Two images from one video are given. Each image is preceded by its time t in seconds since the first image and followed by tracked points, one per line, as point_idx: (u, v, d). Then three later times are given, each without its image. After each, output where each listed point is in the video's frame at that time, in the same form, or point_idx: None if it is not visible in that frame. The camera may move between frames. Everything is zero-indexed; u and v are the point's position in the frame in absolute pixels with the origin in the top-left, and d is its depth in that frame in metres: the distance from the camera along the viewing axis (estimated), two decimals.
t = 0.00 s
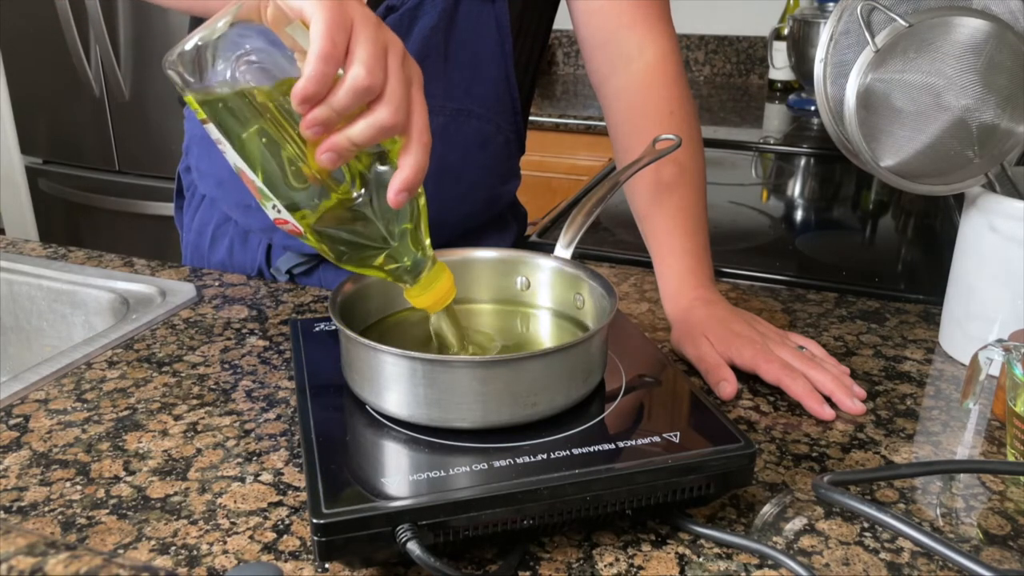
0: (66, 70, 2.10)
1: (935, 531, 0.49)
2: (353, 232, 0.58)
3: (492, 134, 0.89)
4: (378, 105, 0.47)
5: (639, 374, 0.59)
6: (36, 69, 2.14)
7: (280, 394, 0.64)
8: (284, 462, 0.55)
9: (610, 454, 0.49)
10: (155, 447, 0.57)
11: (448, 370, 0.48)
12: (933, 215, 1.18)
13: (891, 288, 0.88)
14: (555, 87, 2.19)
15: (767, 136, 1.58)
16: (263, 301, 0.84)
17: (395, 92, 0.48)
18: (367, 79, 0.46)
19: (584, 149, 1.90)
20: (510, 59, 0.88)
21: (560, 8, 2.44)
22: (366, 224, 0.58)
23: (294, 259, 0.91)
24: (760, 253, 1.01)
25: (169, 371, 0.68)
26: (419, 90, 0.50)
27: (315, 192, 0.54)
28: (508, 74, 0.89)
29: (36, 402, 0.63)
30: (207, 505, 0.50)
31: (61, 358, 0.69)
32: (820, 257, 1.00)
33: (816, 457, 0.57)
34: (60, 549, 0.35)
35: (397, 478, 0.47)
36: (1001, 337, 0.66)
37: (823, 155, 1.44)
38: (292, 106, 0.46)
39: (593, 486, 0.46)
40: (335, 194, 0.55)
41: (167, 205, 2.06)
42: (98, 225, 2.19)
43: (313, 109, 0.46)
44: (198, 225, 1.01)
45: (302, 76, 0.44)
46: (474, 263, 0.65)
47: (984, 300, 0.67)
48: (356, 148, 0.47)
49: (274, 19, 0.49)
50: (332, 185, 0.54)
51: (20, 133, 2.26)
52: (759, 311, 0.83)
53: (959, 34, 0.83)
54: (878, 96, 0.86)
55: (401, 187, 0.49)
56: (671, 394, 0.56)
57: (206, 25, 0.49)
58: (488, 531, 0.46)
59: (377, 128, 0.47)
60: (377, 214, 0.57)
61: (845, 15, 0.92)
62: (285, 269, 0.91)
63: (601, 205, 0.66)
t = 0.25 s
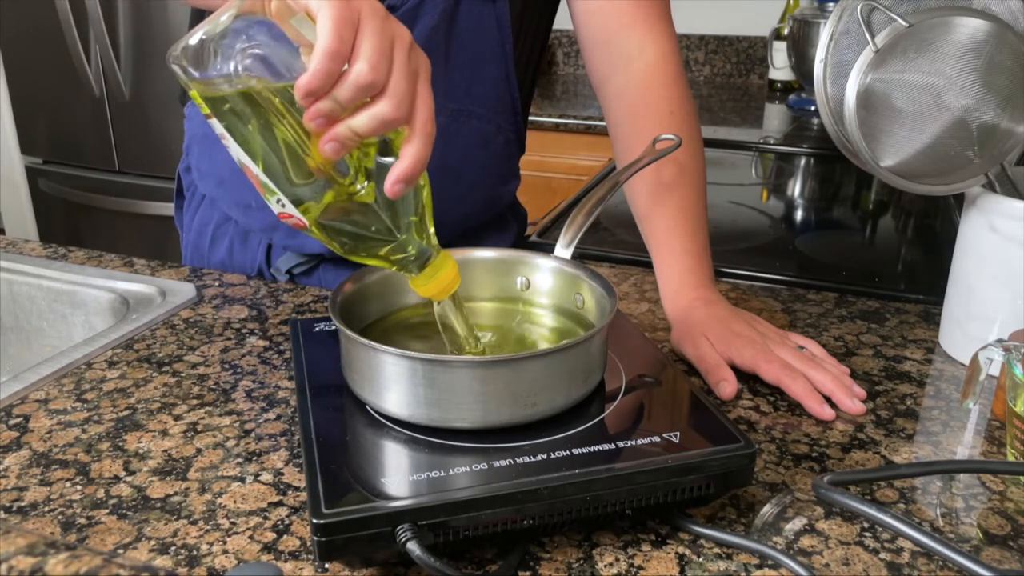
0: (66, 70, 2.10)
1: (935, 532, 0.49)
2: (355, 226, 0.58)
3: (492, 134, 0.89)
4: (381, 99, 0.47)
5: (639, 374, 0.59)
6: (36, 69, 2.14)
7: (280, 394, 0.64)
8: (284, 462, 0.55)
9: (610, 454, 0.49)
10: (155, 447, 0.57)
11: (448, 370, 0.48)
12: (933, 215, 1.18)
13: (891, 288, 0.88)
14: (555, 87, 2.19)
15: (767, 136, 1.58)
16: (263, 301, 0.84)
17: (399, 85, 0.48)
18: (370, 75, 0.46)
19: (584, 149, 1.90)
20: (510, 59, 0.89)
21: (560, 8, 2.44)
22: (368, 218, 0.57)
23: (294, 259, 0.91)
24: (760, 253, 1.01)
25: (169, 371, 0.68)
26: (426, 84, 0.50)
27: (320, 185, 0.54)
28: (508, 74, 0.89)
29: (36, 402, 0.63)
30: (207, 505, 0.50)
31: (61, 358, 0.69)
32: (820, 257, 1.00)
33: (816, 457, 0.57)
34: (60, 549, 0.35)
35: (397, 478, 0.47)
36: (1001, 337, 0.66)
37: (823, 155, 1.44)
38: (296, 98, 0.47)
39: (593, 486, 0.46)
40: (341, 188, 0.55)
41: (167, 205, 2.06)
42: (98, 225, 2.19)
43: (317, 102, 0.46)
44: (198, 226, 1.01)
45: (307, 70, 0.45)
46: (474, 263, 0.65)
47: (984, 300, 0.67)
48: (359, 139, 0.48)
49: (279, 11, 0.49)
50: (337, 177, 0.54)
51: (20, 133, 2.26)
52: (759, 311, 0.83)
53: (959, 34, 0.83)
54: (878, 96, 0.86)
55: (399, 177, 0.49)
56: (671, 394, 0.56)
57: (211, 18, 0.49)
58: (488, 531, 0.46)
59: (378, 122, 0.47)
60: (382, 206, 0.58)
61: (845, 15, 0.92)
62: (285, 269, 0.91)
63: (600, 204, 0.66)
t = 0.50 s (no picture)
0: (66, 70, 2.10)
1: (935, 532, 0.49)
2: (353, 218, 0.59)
3: (492, 134, 0.89)
4: (386, 91, 0.47)
5: (639, 374, 0.59)
6: (36, 69, 2.14)
7: (280, 394, 0.64)
8: (285, 462, 0.55)
9: (610, 454, 0.49)
10: (155, 447, 0.57)
11: (448, 370, 0.48)
12: (933, 215, 1.18)
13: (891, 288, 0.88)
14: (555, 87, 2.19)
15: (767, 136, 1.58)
16: (263, 301, 0.84)
17: (404, 77, 0.48)
18: (377, 61, 0.46)
19: (584, 149, 1.90)
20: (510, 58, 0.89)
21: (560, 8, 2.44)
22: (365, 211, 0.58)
23: (294, 259, 0.91)
24: (760, 253, 1.01)
25: (169, 371, 0.68)
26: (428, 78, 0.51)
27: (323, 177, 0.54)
28: (508, 74, 0.89)
29: (36, 402, 0.63)
30: (207, 505, 0.50)
31: (61, 358, 0.69)
32: (820, 257, 1.00)
33: (816, 457, 0.57)
34: (60, 549, 0.35)
35: (397, 478, 0.47)
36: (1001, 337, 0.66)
37: (823, 155, 1.44)
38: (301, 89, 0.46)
39: (593, 487, 0.46)
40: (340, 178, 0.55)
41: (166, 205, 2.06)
42: (97, 224, 2.19)
43: (323, 92, 0.46)
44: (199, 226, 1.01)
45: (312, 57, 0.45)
46: (474, 263, 0.65)
47: (984, 300, 0.67)
48: (364, 136, 0.47)
49: (285, 2, 0.51)
50: (337, 169, 0.55)
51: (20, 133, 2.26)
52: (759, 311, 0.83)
53: (959, 34, 0.83)
54: (878, 96, 0.86)
55: (404, 177, 0.49)
56: (671, 394, 0.56)
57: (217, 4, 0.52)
58: (488, 531, 0.46)
59: (383, 114, 0.47)
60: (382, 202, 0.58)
61: (845, 16, 0.92)
62: (285, 269, 0.91)
63: (601, 204, 0.66)
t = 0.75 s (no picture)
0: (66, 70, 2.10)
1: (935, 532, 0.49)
2: (352, 216, 0.59)
3: (492, 134, 0.89)
4: (386, 88, 0.47)
5: (639, 374, 0.59)
6: (36, 69, 2.14)
7: (280, 394, 0.64)
8: (284, 462, 0.55)
9: (610, 454, 0.49)
10: (155, 447, 0.57)
11: (448, 370, 0.48)
12: (933, 215, 1.18)
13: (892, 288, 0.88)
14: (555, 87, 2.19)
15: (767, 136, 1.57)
16: (263, 301, 0.84)
17: (404, 74, 0.48)
18: (377, 57, 0.46)
19: (584, 149, 1.90)
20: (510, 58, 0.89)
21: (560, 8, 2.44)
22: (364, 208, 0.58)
23: (294, 259, 0.91)
24: (760, 253, 1.01)
25: (169, 371, 0.68)
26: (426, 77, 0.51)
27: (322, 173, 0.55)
28: (508, 74, 0.89)
29: (36, 402, 0.63)
30: (207, 505, 0.50)
31: (61, 358, 0.69)
32: (820, 257, 1.00)
33: (816, 457, 0.57)
34: (60, 549, 0.35)
35: (397, 478, 0.47)
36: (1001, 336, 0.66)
37: (823, 155, 1.44)
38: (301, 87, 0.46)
39: (593, 486, 0.46)
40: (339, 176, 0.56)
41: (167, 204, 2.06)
42: (97, 224, 2.19)
43: (323, 88, 0.46)
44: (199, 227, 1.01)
45: (312, 52, 0.45)
46: (474, 263, 0.65)
47: (984, 300, 0.67)
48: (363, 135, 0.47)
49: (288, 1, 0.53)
50: (336, 167, 0.55)
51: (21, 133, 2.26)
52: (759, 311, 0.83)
53: (959, 34, 0.83)
54: (878, 96, 0.86)
55: (403, 176, 0.49)
56: (671, 394, 0.56)
57: None
58: (488, 531, 0.46)
59: (382, 112, 0.47)
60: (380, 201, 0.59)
61: (846, 16, 0.92)
62: (285, 269, 0.91)
63: (601, 204, 0.66)
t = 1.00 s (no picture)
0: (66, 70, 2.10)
1: (935, 532, 0.49)
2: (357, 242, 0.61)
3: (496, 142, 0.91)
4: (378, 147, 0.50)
5: (639, 374, 0.59)
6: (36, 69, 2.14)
7: (280, 394, 0.64)
8: (285, 461, 0.55)
9: (610, 454, 0.49)
10: (155, 447, 0.57)
11: (448, 370, 0.48)
12: (933, 215, 1.18)
13: (891, 288, 0.88)
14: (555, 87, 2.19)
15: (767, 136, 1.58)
16: (263, 301, 0.84)
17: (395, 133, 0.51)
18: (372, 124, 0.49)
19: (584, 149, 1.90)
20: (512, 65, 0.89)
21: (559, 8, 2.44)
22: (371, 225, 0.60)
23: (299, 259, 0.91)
24: (760, 253, 1.01)
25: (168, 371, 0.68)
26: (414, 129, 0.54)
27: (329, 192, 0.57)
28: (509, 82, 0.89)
29: (36, 402, 0.63)
30: (207, 505, 0.50)
31: (61, 358, 0.69)
32: (819, 257, 1.00)
33: (816, 457, 0.57)
34: (61, 549, 0.35)
35: (397, 478, 0.47)
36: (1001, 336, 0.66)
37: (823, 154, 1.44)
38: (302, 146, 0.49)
39: (593, 486, 0.46)
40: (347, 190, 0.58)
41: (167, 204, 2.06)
42: (98, 224, 2.19)
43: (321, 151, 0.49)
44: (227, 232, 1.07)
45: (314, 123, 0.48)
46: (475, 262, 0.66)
47: (985, 300, 0.67)
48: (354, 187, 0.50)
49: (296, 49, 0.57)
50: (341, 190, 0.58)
51: (21, 133, 2.26)
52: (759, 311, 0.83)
53: (959, 34, 0.82)
54: (877, 96, 0.85)
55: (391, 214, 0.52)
56: (671, 394, 0.56)
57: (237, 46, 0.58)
58: (488, 531, 0.46)
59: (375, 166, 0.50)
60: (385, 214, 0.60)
61: (845, 15, 0.91)
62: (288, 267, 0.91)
63: (601, 204, 0.66)
